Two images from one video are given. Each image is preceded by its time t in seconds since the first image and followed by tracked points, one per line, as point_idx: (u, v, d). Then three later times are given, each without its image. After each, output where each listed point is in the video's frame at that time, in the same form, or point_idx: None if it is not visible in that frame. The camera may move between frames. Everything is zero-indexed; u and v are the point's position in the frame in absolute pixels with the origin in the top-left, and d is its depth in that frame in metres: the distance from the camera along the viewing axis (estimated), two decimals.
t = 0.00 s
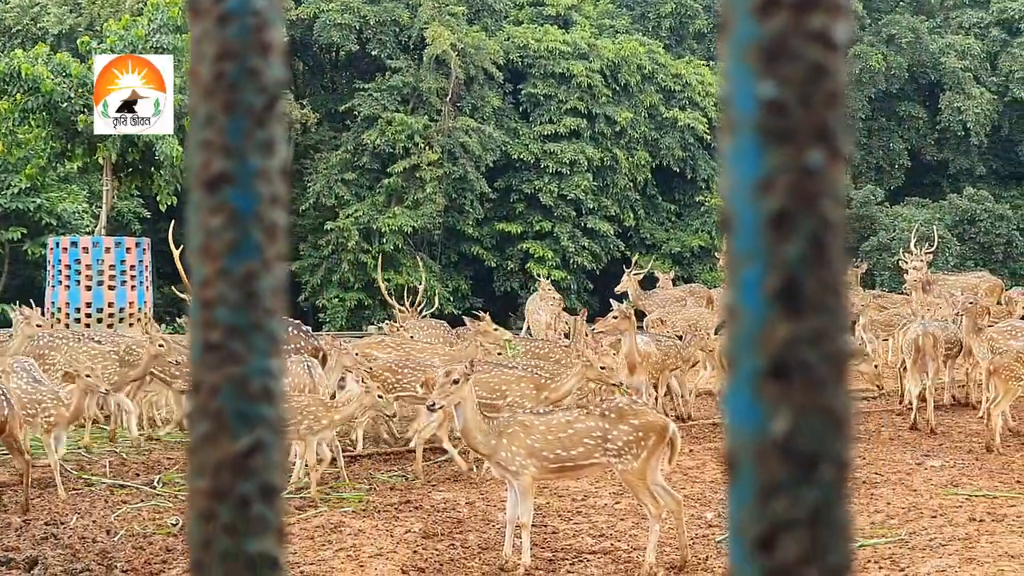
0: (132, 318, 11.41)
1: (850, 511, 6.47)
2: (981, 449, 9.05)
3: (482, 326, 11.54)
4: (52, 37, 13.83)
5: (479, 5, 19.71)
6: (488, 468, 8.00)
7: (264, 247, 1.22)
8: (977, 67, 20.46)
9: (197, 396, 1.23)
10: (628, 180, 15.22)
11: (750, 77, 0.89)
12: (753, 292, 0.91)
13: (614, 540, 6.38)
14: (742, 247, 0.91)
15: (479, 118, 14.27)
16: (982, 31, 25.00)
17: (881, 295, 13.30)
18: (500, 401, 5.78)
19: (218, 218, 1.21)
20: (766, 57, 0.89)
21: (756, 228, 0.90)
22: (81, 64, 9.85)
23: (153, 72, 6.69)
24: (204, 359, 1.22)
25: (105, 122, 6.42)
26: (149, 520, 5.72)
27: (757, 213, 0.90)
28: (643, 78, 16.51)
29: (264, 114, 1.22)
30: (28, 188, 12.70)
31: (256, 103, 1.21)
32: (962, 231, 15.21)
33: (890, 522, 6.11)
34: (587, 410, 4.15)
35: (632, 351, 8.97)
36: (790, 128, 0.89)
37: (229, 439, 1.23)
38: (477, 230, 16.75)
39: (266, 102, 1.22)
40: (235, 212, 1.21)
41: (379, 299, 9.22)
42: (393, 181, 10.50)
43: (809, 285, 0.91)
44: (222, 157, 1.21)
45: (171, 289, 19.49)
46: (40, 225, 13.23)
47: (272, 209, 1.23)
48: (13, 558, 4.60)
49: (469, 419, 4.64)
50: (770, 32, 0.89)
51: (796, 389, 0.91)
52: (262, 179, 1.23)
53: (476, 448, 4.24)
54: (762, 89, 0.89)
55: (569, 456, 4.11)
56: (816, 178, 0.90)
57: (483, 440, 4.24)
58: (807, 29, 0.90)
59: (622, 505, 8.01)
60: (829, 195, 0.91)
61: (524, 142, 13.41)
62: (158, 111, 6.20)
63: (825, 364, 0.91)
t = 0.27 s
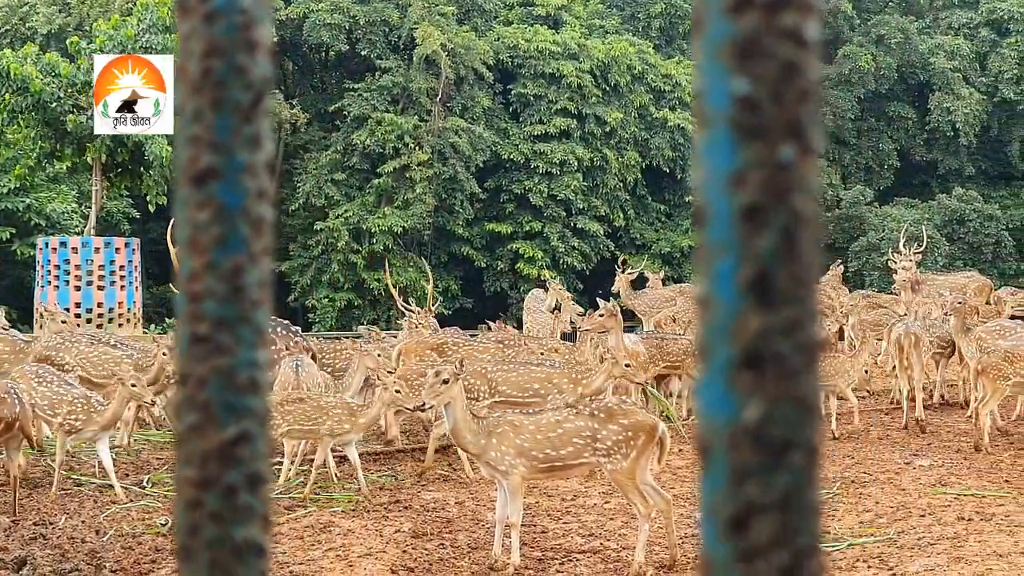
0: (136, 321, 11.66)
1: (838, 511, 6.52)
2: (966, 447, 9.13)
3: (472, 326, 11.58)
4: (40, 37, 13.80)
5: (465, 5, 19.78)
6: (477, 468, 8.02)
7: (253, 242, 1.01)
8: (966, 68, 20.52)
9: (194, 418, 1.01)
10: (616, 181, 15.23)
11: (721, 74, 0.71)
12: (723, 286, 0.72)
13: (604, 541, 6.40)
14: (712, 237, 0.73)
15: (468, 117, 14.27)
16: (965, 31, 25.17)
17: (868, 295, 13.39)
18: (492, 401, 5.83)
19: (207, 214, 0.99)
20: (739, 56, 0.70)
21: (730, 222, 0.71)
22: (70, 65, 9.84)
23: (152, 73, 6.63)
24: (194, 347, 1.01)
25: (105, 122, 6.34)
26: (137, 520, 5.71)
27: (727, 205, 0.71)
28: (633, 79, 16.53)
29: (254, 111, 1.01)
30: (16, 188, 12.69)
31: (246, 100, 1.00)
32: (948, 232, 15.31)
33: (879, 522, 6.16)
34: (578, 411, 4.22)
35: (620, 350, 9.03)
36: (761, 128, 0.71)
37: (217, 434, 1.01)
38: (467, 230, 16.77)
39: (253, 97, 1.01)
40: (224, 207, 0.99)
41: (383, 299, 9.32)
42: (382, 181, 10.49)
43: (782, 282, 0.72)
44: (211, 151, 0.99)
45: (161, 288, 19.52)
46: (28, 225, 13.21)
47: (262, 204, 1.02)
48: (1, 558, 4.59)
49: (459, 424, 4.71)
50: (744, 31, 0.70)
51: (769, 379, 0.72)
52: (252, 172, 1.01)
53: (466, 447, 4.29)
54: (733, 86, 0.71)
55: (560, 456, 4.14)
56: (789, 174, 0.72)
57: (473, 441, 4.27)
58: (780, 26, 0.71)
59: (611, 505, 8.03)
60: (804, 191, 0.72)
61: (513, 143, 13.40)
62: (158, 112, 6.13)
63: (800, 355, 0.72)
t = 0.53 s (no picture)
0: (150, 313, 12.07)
1: (823, 510, 6.57)
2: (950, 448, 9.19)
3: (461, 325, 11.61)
4: (25, 37, 13.82)
5: (454, 3, 19.84)
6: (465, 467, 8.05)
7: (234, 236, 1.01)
8: (952, 68, 20.56)
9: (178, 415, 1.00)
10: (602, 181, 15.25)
11: (698, 67, 0.71)
12: (701, 277, 0.71)
13: (589, 539, 6.42)
14: (688, 230, 0.72)
15: (454, 117, 14.29)
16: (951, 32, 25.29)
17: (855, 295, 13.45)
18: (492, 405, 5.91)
19: (191, 205, 0.99)
20: (713, 50, 0.71)
21: (706, 212, 0.71)
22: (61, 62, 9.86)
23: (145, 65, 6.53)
24: (180, 339, 1.00)
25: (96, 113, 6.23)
26: (124, 520, 5.75)
27: (704, 196, 0.71)
28: (619, 78, 16.56)
29: (236, 105, 1.02)
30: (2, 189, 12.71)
31: (229, 96, 1.01)
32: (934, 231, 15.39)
33: (863, 519, 6.21)
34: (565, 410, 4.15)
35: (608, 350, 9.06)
36: (738, 120, 0.71)
37: (200, 426, 1.00)
38: (454, 229, 16.79)
39: (233, 93, 1.02)
40: (206, 198, 0.99)
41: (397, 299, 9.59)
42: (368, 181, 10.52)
43: (757, 272, 0.72)
44: (193, 144, 0.99)
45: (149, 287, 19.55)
46: (15, 225, 13.24)
47: (243, 196, 1.02)
48: None
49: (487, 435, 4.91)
50: (719, 25, 0.70)
51: (747, 369, 0.70)
52: (234, 167, 1.01)
53: (452, 446, 4.21)
54: (710, 78, 0.71)
55: (545, 453, 4.08)
56: (762, 167, 0.72)
57: (459, 437, 4.25)
58: (755, 21, 0.71)
59: (597, 503, 8.06)
60: (778, 184, 0.72)
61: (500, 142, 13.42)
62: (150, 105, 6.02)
63: (778, 348, 0.71)
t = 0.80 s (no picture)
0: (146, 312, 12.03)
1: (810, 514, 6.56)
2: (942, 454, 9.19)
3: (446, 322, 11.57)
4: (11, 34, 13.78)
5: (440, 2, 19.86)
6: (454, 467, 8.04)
7: (250, 235, 0.99)
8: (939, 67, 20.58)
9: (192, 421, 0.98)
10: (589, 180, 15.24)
11: (739, 53, 0.70)
12: (745, 267, 0.70)
13: (577, 538, 6.43)
14: (731, 219, 0.71)
15: (441, 115, 14.27)
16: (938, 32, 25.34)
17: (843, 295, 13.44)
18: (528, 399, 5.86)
19: (207, 196, 0.97)
20: (756, 34, 0.70)
21: (748, 200, 0.70)
22: (50, 60, 9.84)
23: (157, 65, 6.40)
24: (195, 332, 0.98)
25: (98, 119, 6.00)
26: (111, 519, 5.74)
27: (745, 183, 0.70)
28: (607, 78, 16.56)
29: (250, 92, 1.00)
30: None
31: (243, 81, 1.00)
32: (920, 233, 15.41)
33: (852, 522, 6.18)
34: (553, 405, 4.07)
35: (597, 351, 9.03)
36: (779, 105, 0.69)
37: (218, 423, 0.98)
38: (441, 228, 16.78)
39: (249, 84, 1.00)
40: (224, 188, 0.97)
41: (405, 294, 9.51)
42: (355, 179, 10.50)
43: (801, 260, 0.70)
44: (208, 133, 0.98)
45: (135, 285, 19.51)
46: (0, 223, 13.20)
47: (260, 189, 1.00)
48: None
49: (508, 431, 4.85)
50: (759, 9, 0.70)
51: (790, 362, 0.69)
52: (249, 155, 1.00)
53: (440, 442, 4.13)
54: (751, 64, 0.70)
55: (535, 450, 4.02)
56: (806, 150, 0.71)
57: (447, 437, 3.98)
58: (796, 5, 0.70)
59: (585, 503, 8.06)
60: (820, 167, 0.71)
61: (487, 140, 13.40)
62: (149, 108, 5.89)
63: (820, 336, 0.70)
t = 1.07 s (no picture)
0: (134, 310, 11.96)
1: (805, 514, 6.49)
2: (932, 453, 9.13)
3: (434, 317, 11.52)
4: None
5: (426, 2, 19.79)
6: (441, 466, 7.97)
7: (314, 218, 1.09)
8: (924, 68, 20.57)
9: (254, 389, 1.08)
10: (576, 179, 15.17)
11: (865, 14, 0.78)
12: (874, 243, 0.77)
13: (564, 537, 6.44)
14: (857, 193, 0.78)
15: (429, 113, 14.19)
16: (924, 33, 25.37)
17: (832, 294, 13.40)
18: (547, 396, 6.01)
19: (269, 176, 1.07)
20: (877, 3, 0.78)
21: (878, 169, 0.77)
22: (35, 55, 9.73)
23: (156, 70, 6.88)
24: (259, 309, 1.08)
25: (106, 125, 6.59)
26: (99, 517, 5.65)
27: (874, 153, 0.77)
28: (593, 77, 16.50)
29: (314, 67, 1.09)
30: None
31: (307, 54, 1.09)
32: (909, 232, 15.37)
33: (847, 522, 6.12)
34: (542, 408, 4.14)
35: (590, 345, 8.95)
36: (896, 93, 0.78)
37: (282, 395, 1.08)
38: (426, 228, 16.68)
39: (313, 66, 1.09)
40: (287, 168, 1.07)
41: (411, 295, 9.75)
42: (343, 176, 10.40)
43: (930, 237, 0.78)
44: (271, 113, 1.07)
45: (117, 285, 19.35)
46: None
47: (322, 169, 1.10)
48: None
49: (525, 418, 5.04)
50: None
51: (919, 348, 0.77)
52: (312, 135, 1.09)
53: (429, 443, 4.19)
54: (878, 24, 0.77)
55: (522, 452, 4.08)
56: (936, 120, 0.78)
57: (433, 434, 4.26)
58: None
59: (573, 501, 8.00)
60: (951, 139, 0.78)
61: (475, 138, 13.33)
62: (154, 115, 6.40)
63: (953, 321, 0.77)
